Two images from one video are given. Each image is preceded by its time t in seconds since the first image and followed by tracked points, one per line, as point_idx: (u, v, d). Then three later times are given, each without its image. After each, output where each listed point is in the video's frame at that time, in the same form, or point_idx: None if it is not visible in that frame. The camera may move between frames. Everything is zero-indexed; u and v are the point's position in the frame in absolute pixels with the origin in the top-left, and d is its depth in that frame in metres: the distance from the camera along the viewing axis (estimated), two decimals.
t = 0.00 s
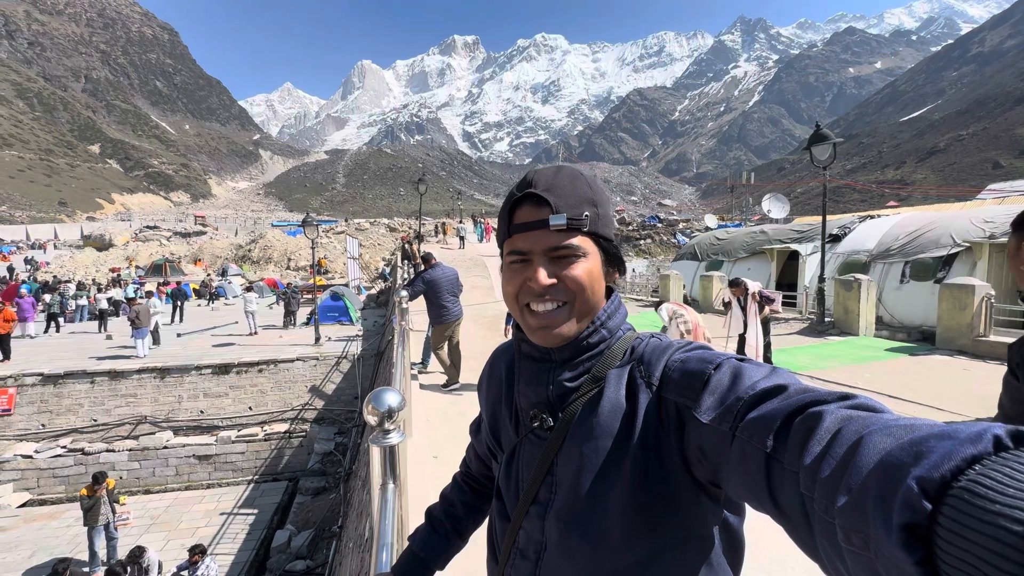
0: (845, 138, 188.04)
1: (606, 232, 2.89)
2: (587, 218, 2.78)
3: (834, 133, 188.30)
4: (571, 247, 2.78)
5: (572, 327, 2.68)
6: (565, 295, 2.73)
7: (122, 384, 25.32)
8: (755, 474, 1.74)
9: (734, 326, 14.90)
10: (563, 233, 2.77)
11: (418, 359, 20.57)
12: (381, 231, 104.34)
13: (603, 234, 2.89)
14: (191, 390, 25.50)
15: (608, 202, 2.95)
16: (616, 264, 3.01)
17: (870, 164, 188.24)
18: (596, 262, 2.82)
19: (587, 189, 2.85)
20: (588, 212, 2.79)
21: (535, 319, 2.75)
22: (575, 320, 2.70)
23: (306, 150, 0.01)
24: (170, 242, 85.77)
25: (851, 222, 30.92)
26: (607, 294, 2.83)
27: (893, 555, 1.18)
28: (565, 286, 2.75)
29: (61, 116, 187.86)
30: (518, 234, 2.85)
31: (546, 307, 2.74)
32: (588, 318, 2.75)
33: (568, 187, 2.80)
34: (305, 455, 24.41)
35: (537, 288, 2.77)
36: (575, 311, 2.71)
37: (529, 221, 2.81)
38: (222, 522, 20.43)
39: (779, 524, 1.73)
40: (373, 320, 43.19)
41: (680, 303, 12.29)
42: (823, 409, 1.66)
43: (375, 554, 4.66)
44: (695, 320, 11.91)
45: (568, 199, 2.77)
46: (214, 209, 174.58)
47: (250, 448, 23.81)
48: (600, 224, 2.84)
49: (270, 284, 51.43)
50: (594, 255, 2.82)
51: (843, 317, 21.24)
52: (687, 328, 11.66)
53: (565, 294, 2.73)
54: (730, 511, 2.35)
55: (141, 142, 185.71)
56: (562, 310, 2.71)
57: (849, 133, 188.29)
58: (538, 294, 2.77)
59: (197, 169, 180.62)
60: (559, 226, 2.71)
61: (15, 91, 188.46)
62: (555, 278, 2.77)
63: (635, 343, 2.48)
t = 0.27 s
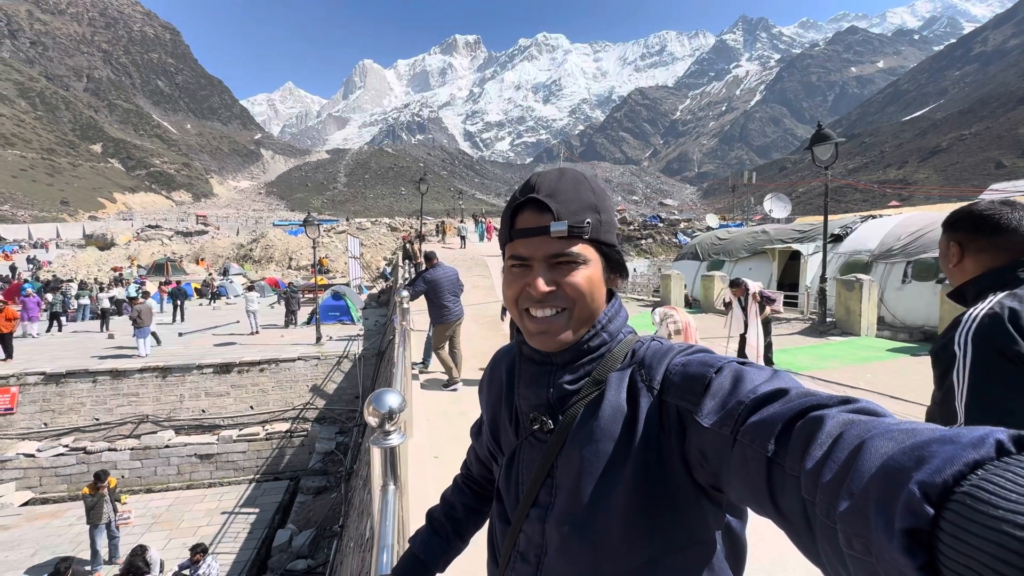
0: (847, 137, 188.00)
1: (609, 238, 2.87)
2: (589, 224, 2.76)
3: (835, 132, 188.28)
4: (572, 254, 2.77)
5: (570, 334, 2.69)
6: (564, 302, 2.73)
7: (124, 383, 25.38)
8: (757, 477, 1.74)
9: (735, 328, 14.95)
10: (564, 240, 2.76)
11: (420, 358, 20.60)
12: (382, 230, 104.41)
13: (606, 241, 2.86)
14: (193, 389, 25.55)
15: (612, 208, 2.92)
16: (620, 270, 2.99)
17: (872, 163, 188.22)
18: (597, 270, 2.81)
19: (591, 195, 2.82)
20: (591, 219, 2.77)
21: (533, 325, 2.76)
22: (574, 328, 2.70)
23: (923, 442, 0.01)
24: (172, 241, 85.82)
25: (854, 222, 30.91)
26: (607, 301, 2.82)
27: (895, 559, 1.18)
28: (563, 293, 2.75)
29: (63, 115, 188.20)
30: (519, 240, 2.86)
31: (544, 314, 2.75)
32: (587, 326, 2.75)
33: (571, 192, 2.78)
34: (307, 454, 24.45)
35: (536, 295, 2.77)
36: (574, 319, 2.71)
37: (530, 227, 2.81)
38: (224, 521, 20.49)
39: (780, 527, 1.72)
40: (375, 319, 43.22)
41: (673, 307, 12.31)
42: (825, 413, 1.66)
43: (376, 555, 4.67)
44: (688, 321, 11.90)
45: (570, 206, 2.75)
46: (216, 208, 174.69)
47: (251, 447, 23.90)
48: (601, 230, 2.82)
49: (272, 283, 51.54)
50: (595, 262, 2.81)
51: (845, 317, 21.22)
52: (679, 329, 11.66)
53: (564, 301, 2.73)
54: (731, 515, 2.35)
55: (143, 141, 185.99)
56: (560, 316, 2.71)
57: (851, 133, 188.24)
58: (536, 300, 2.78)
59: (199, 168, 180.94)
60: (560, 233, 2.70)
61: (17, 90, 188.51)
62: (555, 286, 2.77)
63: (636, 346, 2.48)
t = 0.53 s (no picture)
0: (847, 138, 188.03)
1: (616, 248, 2.85)
2: (597, 232, 2.75)
3: (836, 132, 188.28)
4: (578, 262, 2.76)
5: (572, 340, 2.69)
6: (565, 308, 2.73)
7: (125, 383, 25.40)
8: (763, 478, 1.74)
9: (735, 328, 15.09)
10: (570, 247, 2.75)
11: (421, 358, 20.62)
12: (383, 231, 104.37)
13: (614, 250, 2.84)
14: (193, 389, 25.57)
15: (623, 217, 2.89)
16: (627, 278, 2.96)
17: (872, 163, 188.22)
18: (603, 279, 2.79)
19: (601, 202, 2.80)
20: (599, 227, 2.75)
21: (535, 330, 2.77)
22: (573, 337, 2.70)
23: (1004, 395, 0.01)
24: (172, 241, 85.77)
25: (854, 222, 30.94)
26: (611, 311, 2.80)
27: (904, 561, 1.18)
28: (566, 300, 2.74)
29: (64, 115, 188.27)
30: (525, 243, 2.86)
31: (545, 319, 2.76)
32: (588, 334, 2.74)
33: (581, 199, 2.77)
34: (307, 454, 24.44)
35: (538, 300, 2.78)
36: (575, 326, 2.70)
37: (537, 231, 2.81)
38: (224, 521, 20.49)
39: (786, 529, 1.72)
40: (375, 319, 43.24)
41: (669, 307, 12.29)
42: (831, 415, 1.66)
43: (378, 556, 4.67)
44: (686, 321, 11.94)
45: (579, 213, 2.74)
46: (217, 208, 174.68)
47: (252, 447, 23.90)
48: (609, 239, 2.80)
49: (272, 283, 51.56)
50: (601, 269, 2.79)
51: (846, 317, 21.22)
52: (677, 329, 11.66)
53: (564, 307, 2.73)
54: (737, 516, 2.35)
55: (144, 141, 186.13)
56: (562, 322, 2.71)
57: (852, 133, 188.27)
58: (539, 305, 2.79)
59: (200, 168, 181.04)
60: (566, 240, 2.70)
61: (18, 91, 188.41)
62: (557, 292, 2.78)
63: (640, 347, 2.48)
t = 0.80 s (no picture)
0: (847, 137, 188.07)
1: (619, 245, 2.85)
2: (600, 229, 2.75)
3: (836, 132, 188.31)
4: (581, 258, 2.76)
5: (577, 337, 2.69)
6: (568, 306, 2.73)
7: (125, 384, 25.42)
8: (769, 477, 1.74)
9: (738, 328, 15.15)
10: (573, 244, 2.76)
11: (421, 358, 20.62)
12: (382, 231, 104.31)
13: (617, 246, 2.85)
14: (193, 390, 25.57)
15: (625, 212, 2.90)
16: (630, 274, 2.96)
17: (872, 163, 188.23)
18: (606, 276, 2.79)
19: (603, 199, 2.81)
20: (601, 223, 2.76)
21: (540, 327, 2.76)
22: (577, 333, 2.69)
23: None
24: (172, 242, 85.74)
25: (854, 222, 30.90)
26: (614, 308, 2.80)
27: (913, 562, 1.18)
28: (569, 297, 2.74)
29: (64, 116, 188.20)
30: (528, 242, 2.86)
31: (549, 317, 2.75)
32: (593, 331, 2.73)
33: (583, 195, 2.78)
34: (308, 454, 24.43)
35: (542, 297, 2.78)
36: (579, 324, 2.70)
37: (540, 229, 2.81)
38: (225, 522, 20.49)
39: (793, 528, 1.72)
40: (375, 320, 43.23)
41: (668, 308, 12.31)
42: (838, 413, 1.66)
43: (380, 556, 4.67)
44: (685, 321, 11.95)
45: (582, 209, 2.74)
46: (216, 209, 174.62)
47: (253, 448, 23.88)
48: (612, 234, 2.80)
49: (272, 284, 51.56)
50: (604, 266, 2.79)
51: (846, 317, 21.21)
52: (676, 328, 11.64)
53: (568, 304, 2.73)
54: (742, 515, 2.35)
55: (143, 142, 186.06)
56: (566, 319, 2.71)
57: (852, 133, 188.30)
58: (542, 303, 2.78)
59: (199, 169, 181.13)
60: (568, 237, 2.71)
61: (18, 91, 188.29)
62: (561, 289, 2.77)
63: (645, 345, 2.48)
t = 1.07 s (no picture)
0: (847, 137, 188.13)
1: (617, 239, 2.87)
2: (598, 224, 2.76)
3: (836, 132, 188.34)
4: (581, 254, 2.76)
5: (579, 333, 2.68)
6: (571, 303, 2.72)
7: (126, 385, 25.41)
8: (768, 475, 1.74)
9: (739, 328, 15.19)
10: (572, 240, 2.75)
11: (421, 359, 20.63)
12: (382, 232, 104.28)
13: (615, 241, 2.86)
14: (194, 391, 25.59)
15: (621, 208, 2.92)
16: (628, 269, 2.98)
17: (872, 163, 188.27)
18: (607, 270, 2.80)
19: (601, 194, 2.82)
20: (600, 218, 2.76)
21: (542, 325, 2.76)
22: (582, 329, 2.68)
23: None
24: (172, 243, 85.68)
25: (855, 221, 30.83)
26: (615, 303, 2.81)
27: (910, 559, 1.18)
28: (570, 294, 2.74)
29: (64, 118, 188.29)
30: (528, 240, 2.85)
31: (552, 314, 2.74)
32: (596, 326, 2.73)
33: (580, 191, 2.78)
34: (308, 455, 24.40)
35: (545, 295, 2.76)
36: (582, 320, 2.69)
37: (539, 227, 2.80)
38: (225, 523, 20.50)
39: (792, 526, 1.72)
40: (376, 320, 43.25)
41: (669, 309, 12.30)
42: (837, 411, 1.66)
43: (380, 556, 4.66)
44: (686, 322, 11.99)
45: (580, 206, 2.75)
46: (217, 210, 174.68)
47: (253, 449, 23.88)
48: (610, 230, 2.81)
49: (272, 285, 51.64)
50: (604, 261, 2.79)
51: (846, 317, 21.19)
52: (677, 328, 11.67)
53: (570, 301, 2.72)
54: (740, 512, 2.35)
55: (143, 143, 186.05)
56: (567, 316, 2.71)
57: (852, 132, 188.33)
58: (544, 301, 2.78)
59: (200, 170, 181.22)
60: (569, 233, 2.70)
61: (18, 93, 188.35)
62: (563, 286, 2.76)
63: (644, 343, 2.48)
